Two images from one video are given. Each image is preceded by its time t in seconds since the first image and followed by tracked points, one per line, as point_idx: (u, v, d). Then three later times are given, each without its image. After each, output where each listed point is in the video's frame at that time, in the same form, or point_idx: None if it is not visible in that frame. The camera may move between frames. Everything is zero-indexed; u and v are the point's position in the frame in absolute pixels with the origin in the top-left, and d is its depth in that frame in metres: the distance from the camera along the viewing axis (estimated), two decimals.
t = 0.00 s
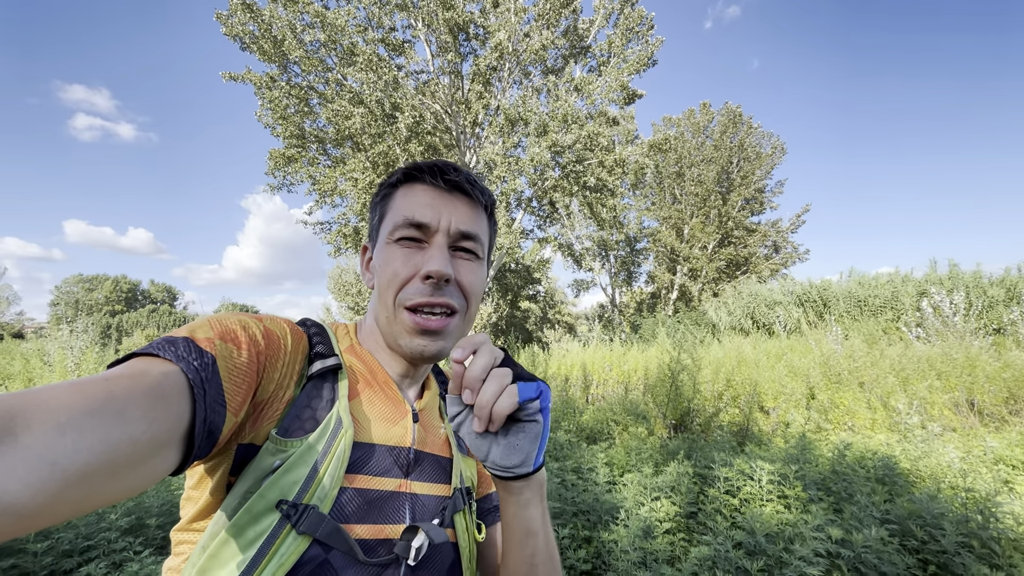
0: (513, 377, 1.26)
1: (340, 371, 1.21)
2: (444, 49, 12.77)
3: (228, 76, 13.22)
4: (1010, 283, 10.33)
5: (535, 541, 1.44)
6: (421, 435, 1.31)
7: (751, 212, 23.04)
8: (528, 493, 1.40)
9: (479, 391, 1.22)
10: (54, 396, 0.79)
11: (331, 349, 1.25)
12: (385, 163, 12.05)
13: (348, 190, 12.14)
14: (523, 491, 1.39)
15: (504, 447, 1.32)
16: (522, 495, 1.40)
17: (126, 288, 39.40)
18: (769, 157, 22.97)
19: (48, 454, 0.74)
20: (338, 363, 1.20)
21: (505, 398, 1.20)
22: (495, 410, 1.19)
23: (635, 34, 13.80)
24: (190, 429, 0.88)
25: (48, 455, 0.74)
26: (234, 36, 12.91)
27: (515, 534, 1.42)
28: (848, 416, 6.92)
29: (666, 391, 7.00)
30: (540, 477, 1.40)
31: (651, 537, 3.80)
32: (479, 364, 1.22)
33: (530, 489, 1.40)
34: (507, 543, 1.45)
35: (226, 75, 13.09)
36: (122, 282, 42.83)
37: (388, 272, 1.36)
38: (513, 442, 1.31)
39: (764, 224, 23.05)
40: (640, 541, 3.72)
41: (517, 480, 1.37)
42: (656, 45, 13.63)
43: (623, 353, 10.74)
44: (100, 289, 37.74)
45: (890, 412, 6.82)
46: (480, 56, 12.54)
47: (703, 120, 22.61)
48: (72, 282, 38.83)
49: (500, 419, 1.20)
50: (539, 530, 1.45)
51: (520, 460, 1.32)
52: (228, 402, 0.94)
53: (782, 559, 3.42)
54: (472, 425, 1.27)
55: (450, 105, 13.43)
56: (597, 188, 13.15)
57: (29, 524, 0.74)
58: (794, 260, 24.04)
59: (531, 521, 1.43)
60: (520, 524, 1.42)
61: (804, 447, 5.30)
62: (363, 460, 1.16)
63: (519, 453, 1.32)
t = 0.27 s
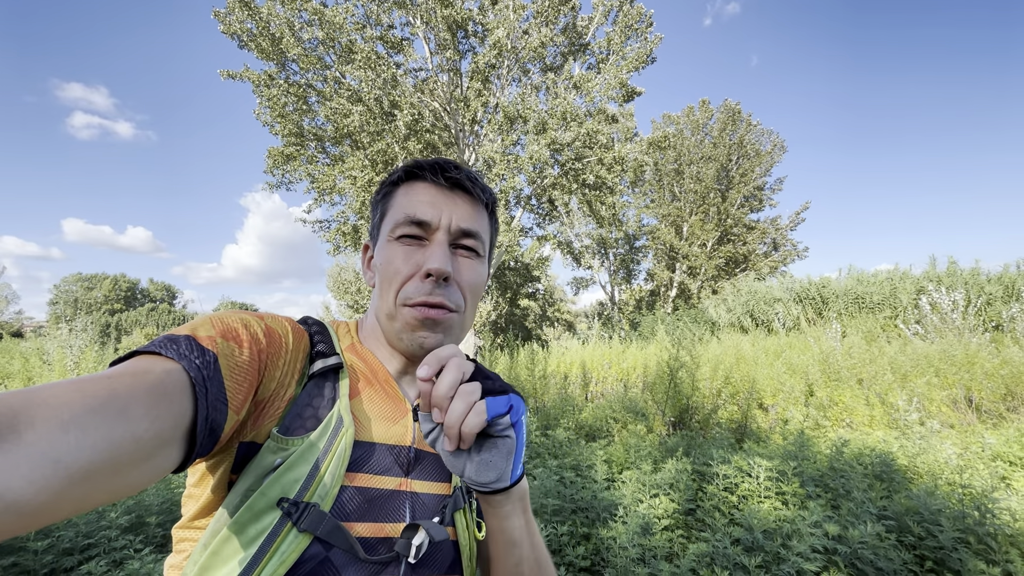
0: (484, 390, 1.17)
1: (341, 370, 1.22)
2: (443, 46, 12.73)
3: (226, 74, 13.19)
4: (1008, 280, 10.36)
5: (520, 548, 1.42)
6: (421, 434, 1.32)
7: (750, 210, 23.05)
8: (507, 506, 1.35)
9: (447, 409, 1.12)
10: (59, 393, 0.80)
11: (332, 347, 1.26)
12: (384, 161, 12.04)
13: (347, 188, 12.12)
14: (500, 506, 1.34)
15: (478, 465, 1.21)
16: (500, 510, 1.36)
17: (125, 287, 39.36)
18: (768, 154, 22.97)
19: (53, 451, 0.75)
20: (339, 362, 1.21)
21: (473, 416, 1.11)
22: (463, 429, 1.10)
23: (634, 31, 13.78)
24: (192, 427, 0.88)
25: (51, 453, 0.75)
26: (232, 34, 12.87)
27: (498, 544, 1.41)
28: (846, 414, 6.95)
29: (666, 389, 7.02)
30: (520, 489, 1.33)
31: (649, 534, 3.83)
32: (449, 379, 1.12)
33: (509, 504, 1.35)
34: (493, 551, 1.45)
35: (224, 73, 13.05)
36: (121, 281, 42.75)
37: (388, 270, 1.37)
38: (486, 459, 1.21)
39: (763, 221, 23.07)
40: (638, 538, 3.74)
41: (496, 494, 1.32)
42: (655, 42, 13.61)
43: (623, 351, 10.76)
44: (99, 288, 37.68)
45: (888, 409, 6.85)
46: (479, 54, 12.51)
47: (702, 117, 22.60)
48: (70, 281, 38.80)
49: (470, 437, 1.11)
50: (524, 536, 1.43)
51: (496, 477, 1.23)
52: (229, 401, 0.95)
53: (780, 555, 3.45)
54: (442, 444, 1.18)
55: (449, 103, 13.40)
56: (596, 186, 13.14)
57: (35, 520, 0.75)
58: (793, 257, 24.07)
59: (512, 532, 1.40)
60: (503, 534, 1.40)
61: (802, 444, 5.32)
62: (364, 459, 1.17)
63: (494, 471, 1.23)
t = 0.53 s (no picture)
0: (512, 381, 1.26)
1: (339, 374, 1.21)
2: (441, 43, 12.66)
3: (223, 70, 13.11)
4: (1007, 277, 10.37)
5: (535, 544, 1.44)
6: (418, 438, 1.31)
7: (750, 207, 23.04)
8: (528, 497, 1.40)
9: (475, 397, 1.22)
10: (55, 396, 0.79)
11: (329, 351, 1.24)
12: (383, 158, 12.00)
13: (346, 185, 12.08)
14: (523, 496, 1.39)
15: (504, 454, 1.32)
16: (521, 500, 1.40)
17: (124, 284, 39.30)
18: (768, 151, 22.93)
19: (47, 454, 0.74)
20: (336, 367, 1.20)
21: (501, 404, 1.20)
22: (491, 416, 1.18)
23: (634, 27, 13.72)
24: (187, 431, 0.87)
25: (45, 455, 0.74)
26: (229, 30, 12.79)
27: (515, 537, 1.41)
28: (845, 411, 6.97)
29: (665, 386, 7.02)
30: (541, 481, 1.40)
31: (648, 532, 3.83)
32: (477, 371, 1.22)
33: (530, 494, 1.40)
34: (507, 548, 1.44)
35: (222, 70, 12.98)
36: (120, 278, 42.69)
37: (384, 273, 1.36)
38: (513, 448, 1.31)
39: (762, 218, 23.06)
40: (637, 536, 3.74)
41: (519, 484, 1.38)
42: (654, 39, 13.56)
43: (622, 348, 10.77)
44: (98, 286, 37.64)
45: (886, 406, 6.87)
46: (478, 51, 12.45)
47: (701, 114, 22.55)
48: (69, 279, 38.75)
49: (498, 425, 1.20)
50: (541, 532, 1.45)
51: (521, 465, 1.33)
52: (226, 405, 0.94)
53: (778, 553, 3.46)
54: (469, 433, 1.27)
55: (448, 99, 13.33)
56: (595, 183, 13.11)
57: (28, 523, 0.74)
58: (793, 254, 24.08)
59: (530, 525, 1.42)
60: (520, 527, 1.42)
61: (800, 441, 5.33)
62: (360, 465, 1.15)
63: (519, 460, 1.32)
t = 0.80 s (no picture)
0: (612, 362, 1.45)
1: (341, 373, 1.21)
2: (441, 38, 12.59)
3: (222, 66, 13.05)
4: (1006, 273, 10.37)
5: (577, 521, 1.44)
6: (420, 437, 1.31)
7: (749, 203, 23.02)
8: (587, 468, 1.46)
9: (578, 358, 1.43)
10: (58, 395, 0.79)
11: (331, 351, 1.25)
12: (382, 154, 11.98)
13: (345, 182, 12.05)
14: (582, 465, 1.46)
15: (581, 417, 1.45)
16: (579, 470, 1.46)
17: (123, 281, 39.34)
18: (768, 148, 22.88)
19: (52, 453, 0.74)
20: (338, 366, 1.20)
21: (600, 372, 1.39)
22: (589, 374, 1.38)
23: (634, 23, 13.64)
24: (190, 430, 0.88)
25: (50, 454, 0.74)
26: (227, 26, 12.73)
27: (558, 507, 1.44)
28: (844, 407, 6.99)
29: (664, 383, 7.04)
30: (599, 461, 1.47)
31: (646, 528, 3.86)
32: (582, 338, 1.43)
33: (589, 466, 1.46)
34: (544, 519, 1.45)
35: (220, 66, 12.93)
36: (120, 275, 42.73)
37: (381, 273, 1.36)
38: (591, 414, 1.44)
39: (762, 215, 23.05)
40: (635, 532, 3.76)
41: (579, 452, 1.45)
42: (654, 34, 13.49)
43: (621, 345, 10.78)
44: (98, 282, 37.66)
45: (885, 402, 6.89)
46: (477, 46, 12.39)
47: (701, 110, 22.49)
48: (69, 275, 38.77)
49: (591, 386, 1.38)
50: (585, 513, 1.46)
51: (591, 435, 1.43)
52: (228, 403, 0.94)
53: (776, 549, 3.47)
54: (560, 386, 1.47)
55: (447, 95, 13.27)
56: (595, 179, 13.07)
57: (31, 522, 0.74)
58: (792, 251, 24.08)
59: (580, 498, 1.45)
60: (568, 497, 1.44)
61: (799, 438, 5.35)
62: (362, 463, 1.16)
63: (592, 428, 1.44)
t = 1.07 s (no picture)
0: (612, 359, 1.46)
1: (344, 372, 1.21)
2: (440, 33, 12.52)
3: (220, 61, 12.97)
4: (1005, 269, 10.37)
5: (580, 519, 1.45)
6: (422, 436, 1.31)
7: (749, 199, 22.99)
8: (588, 466, 1.46)
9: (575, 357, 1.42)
10: (65, 394, 0.79)
11: (334, 349, 1.25)
12: (381, 150, 11.94)
13: (344, 177, 12.01)
14: (583, 462, 1.46)
15: (582, 413, 1.45)
16: (580, 468, 1.46)
17: (123, 277, 39.33)
18: (768, 144, 22.84)
19: (59, 452, 0.74)
20: (341, 365, 1.20)
21: (597, 370, 1.39)
22: (591, 374, 1.38)
23: (633, 18, 13.57)
24: (195, 429, 0.88)
25: (56, 453, 0.74)
26: (225, 21, 12.65)
27: (561, 505, 1.44)
28: (842, 403, 7.01)
29: (664, 379, 7.05)
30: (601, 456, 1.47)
31: (646, 524, 3.88)
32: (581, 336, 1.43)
33: (590, 464, 1.46)
34: (548, 518, 1.45)
35: (218, 61, 12.85)
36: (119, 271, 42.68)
37: (383, 273, 1.35)
38: (591, 410, 1.45)
39: (762, 211, 23.02)
40: (635, 528, 3.78)
41: (580, 450, 1.45)
42: (655, 29, 13.43)
43: (621, 341, 10.79)
44: (97, 278, 37.62)
45: (884, 398, 6.91)
46: (476, 42, 12.34)
47: (701, 105, 22.42)
48: (68, 271, 38.86)
49: (589, 386, 1.39)
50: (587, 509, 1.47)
51: (593, 431, 1.44)
52: (233, 402, 0.94)
53: (774, 544, 3.49)
54: (559, 384, 1.47)
55: (446, 91, 13.19)
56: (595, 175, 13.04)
57: (35, 522, 0.73)
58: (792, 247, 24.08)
59: (583, 495, 1.45)
60: (570, 495, 1.44)
61: (798, 434, 5.37)
62: (365, 462, 1.16)
63: (593, 423, 1.44)
